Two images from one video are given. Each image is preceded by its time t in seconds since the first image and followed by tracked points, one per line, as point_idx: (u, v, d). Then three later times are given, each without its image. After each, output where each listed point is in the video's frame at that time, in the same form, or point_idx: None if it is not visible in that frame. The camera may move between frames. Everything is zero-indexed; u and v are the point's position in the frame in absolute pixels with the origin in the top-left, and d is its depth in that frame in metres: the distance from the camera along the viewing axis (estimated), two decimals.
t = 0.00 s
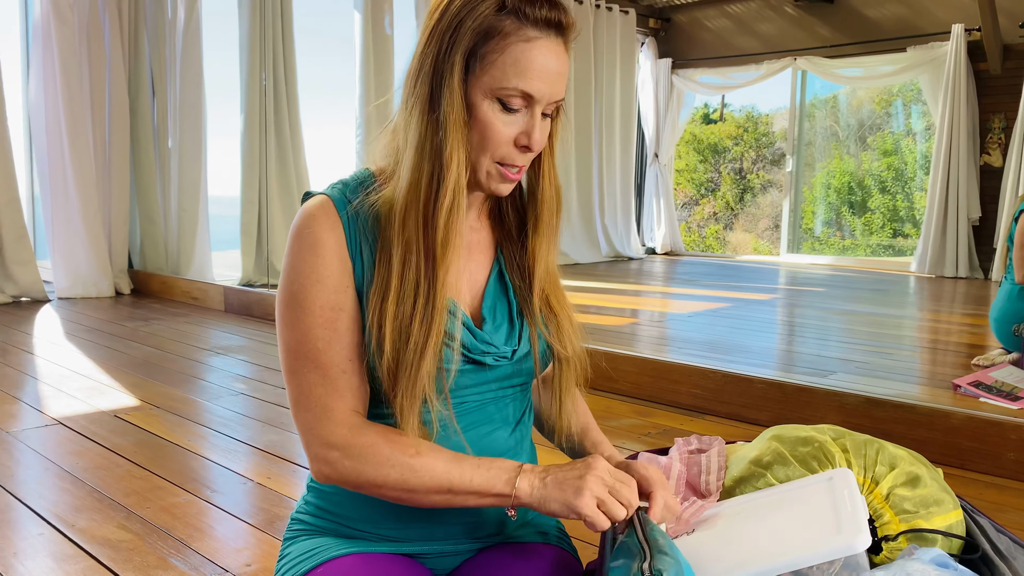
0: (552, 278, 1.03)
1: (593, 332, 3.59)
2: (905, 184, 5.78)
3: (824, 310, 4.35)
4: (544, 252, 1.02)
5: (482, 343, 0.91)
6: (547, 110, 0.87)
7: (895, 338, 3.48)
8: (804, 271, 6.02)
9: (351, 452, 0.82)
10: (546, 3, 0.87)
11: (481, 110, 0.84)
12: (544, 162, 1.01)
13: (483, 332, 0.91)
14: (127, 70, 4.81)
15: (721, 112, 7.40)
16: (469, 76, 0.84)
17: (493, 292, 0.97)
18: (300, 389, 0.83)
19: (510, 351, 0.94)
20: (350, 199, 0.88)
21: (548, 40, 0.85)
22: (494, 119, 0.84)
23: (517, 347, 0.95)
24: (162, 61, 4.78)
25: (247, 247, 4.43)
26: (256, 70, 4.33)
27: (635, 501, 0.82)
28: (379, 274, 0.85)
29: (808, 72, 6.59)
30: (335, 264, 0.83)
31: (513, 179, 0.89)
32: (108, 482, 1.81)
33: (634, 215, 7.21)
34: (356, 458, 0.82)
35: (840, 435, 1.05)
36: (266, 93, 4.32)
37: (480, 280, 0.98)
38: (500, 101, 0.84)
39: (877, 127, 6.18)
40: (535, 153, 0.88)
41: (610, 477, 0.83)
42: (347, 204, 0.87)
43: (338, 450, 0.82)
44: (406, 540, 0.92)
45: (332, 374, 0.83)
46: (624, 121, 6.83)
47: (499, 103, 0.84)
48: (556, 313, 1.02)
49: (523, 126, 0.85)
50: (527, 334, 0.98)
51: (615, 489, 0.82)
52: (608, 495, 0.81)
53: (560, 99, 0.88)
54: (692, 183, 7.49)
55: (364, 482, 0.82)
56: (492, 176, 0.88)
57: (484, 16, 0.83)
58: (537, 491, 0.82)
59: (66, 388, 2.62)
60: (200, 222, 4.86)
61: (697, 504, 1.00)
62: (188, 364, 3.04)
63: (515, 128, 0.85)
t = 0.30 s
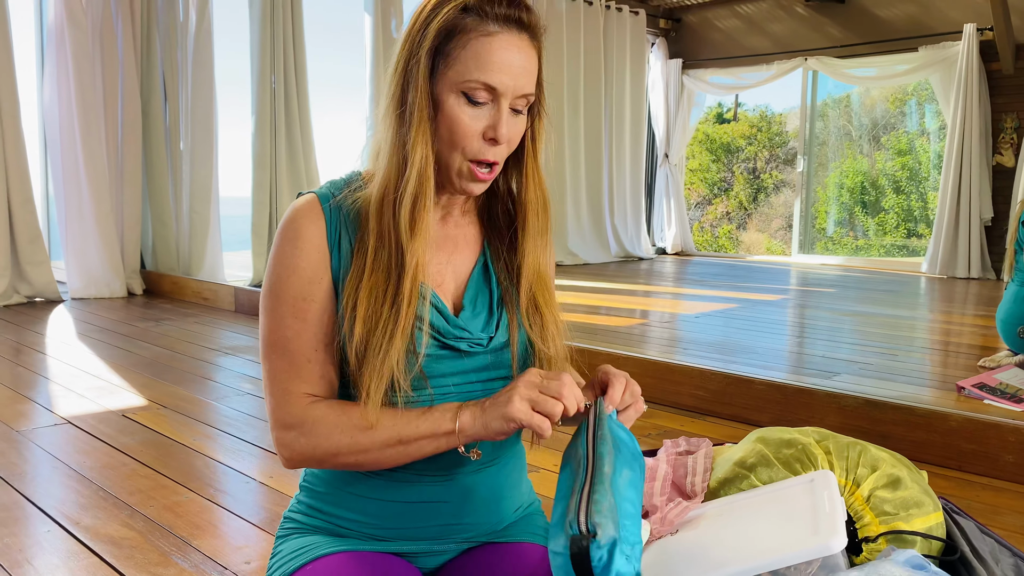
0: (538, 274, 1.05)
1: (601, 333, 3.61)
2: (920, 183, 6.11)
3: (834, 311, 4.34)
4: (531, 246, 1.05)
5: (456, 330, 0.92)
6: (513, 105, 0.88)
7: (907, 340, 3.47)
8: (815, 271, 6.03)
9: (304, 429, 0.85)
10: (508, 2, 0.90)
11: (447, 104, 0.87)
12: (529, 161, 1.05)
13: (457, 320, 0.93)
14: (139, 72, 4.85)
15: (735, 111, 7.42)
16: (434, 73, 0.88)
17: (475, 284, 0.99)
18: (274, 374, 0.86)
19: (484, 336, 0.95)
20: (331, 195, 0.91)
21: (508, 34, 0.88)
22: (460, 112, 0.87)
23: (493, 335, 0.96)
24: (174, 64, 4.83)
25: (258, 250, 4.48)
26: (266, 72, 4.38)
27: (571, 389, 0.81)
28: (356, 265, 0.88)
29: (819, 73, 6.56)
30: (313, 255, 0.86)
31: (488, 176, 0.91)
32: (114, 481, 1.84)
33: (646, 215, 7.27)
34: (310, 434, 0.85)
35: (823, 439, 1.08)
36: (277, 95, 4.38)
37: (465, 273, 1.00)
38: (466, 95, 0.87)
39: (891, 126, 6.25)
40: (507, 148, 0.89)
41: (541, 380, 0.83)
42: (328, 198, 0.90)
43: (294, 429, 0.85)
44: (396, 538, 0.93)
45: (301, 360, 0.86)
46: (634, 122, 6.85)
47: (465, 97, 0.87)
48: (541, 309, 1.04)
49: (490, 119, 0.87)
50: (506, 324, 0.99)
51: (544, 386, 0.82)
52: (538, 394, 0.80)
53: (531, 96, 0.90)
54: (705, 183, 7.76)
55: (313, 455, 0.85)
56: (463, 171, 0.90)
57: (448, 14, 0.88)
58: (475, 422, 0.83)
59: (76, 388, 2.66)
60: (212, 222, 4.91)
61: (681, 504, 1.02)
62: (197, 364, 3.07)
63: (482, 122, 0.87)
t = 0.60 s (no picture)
0: (512, 263, 1.10)
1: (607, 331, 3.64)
2: (933, 181, 6.11)
3: (843, 309, 4.35)
4: (502, 236, 1.09)
5: (427, 318, 0.98)
6: (472, 101, 0.95)
7: (915, 338, 3.48)
8: (825, 269, 6.04)
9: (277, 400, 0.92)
10: (465, 6, 0.97)
11: (412, 102, 0.94)
12: (496, 159, 1.09)
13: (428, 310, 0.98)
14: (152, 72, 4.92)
15: (748, 109, 7.38)
16: (399, 74, 0.95)
17: (448, 278, 1.04)
18: (255, 355, 0.95)
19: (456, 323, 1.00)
20: (315, 197, 1.00)
21: (466, 35, 0.94)
22: (425, 109, 0.94)
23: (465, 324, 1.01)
24: (186, 64, 4.89)
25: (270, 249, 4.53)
26: (277, 73, 4.43)
27: (519, 301, 0.86)
28: (333, 258, 0.96)
29: (829, 70, 6.56)
30: (296, 249, 0.95)
31: (455, 168, 0.97)
32: (122, 472, 1.89)
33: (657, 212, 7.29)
34: (276, 403, 0.91)
35: (800, 430, 1.09)
36: (288, 96, 4.44)
37: (439, 266, 1.05)
38: (428, 93, 0.93)
39: (904, 124, 6.24)
40: (472, 142, 0.96)
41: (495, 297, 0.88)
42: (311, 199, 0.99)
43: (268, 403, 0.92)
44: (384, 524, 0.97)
45: (278, 341, 0.95)
46: (644, 120, 6.86)
47: (428, 95, 0.93)
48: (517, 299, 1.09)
49: (453, 115, 0.94)
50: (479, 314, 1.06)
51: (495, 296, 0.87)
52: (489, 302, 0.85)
53: (492, 93, 0.96)
54: (718, 180, 7.73)
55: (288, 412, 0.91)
56: (429, 163, 0.96)
57: (410, 19, 0.95)
58: (427, 338, 0.86)
59: (89, 383, 2.73)
60: (225, 221, 4.96)
61: (662, 493, 1.06)
62: (207, 360, 3.13)
63: (445, 118, 0.94)
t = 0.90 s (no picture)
0: (497, 271, 1.14)
1: (615, 331, 3.67)
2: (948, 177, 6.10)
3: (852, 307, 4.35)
4: (489, 245, 1.13)
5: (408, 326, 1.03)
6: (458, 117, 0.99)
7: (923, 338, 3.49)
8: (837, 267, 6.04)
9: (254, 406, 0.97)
10: (449, 28, 1.02)
11: (401, 121, 0.98)
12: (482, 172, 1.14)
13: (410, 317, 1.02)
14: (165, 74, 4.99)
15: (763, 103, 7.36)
16: (388, 94, 1.00)
17: (437, 286, 1.10)
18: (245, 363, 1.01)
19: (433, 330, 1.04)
20: (308, 212, 1.06)
21: (451, 57, 0.99)
22: (413, 127, 0.98)
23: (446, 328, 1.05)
24: (197, 66, 4.95)
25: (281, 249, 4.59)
26: (288, 75, 4.53)
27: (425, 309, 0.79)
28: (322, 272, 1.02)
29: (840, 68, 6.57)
30: (286, 263, 1.01)
31: (444, 182, 1.01)
32: (136, 470, 1.95)
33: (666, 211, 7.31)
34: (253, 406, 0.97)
35: (781, 433, 1.13)
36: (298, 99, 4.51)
37: (429, 275, 1.10)
38: (417, 111, 0.98)
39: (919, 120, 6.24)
40: (459, 157, 1.00)
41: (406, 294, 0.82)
42: (304, 214, 1.05)
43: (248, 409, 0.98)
44: (379, 523, 1.02)
45: (264, 350, 1.00)
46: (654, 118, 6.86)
47: (416, 113, 0.98)
48: (500, 305, 1.12)
49: (441, 131, 0.99)
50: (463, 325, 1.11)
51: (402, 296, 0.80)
52: (391, 305, 0.79)
53: (477, 110, 1.01)
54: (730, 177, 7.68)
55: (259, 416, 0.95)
56: (420, 178, 1.00)
57: (398, 41, 1.00)
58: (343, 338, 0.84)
59: (104, 382, 2.79)
60: (236, 221, 5.01)
61: (648, 494, 1.09)
62: (219, 360, 3.19)
63: (433, 135, 0.99)
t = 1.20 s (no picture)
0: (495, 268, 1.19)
1: (623, 328, 3.72)
2: (959, 171, 6.14)
3: (861, 304, 4.37)
4: (487, 246, 1.18)
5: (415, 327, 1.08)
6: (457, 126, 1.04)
7: (931, 335, 3.51)
8: (845, 263, 6.06)
9: (274, 412, 1.03)
10: (446, 42, 1.06)
11: (403, 131, 1.03)
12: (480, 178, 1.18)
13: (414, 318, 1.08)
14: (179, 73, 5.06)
15: (774, 98, 7.39)
16: (389, 106, 1.04)
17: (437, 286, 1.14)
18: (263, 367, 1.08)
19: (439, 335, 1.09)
20: (315, 220, 1.11)
21: (448, 69, 1.04)
22: (415, 137, 1.03)
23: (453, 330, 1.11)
24: (210, 65, 5.01)
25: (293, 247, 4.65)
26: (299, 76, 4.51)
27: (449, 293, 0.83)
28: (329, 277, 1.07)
29: (848, 64, 6.64)
30: (295, 270, 1.06)
31: (445, 188, 1.06)
32: (153, 465, 2.01)
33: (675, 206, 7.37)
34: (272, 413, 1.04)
35: (773, 432, 1.19)
36: (310, 99, 4.57)
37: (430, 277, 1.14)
38: (417, 121, 1.02)
39: (930, 114, 6.28)
40: (459, 164, 1.05)
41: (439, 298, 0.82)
42: (311, 222, 1.10)
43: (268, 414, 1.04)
44: (386, 517, 1.07)
45: (280, 357, 1.06)
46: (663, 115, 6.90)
47: (417, 123, 1.02)
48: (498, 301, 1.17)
49: (441, 140, 1.03)
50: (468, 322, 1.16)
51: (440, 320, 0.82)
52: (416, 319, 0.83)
53: (475, 119, 1.05)
54: (741, 171, 7.77)
55: (284, 423, 1.01)
56: (421, 185, 1.05)
57: (397, 56, 1.04)
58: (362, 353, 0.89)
59: (121, 378, 2.86)
60: (249, 219, 5.07)
61: (644, 490, 1.14)
62: (232, 356, 3.25)
63: (434, 143, 1.03)
